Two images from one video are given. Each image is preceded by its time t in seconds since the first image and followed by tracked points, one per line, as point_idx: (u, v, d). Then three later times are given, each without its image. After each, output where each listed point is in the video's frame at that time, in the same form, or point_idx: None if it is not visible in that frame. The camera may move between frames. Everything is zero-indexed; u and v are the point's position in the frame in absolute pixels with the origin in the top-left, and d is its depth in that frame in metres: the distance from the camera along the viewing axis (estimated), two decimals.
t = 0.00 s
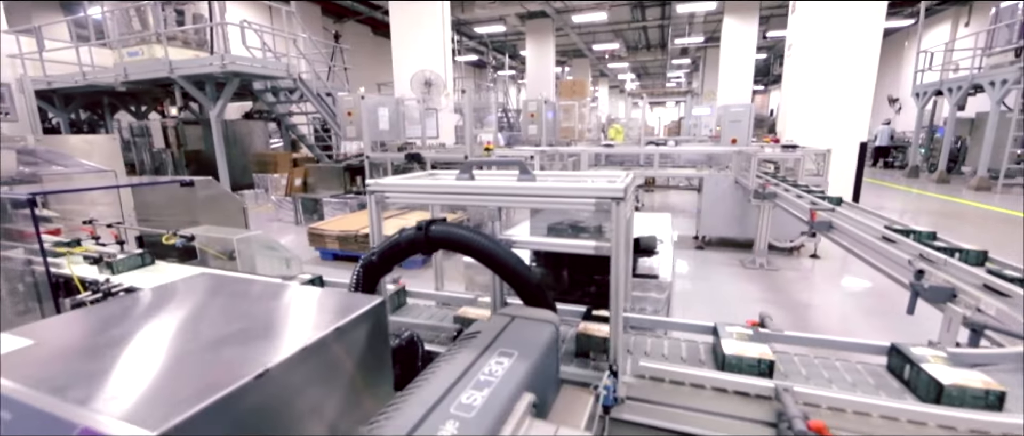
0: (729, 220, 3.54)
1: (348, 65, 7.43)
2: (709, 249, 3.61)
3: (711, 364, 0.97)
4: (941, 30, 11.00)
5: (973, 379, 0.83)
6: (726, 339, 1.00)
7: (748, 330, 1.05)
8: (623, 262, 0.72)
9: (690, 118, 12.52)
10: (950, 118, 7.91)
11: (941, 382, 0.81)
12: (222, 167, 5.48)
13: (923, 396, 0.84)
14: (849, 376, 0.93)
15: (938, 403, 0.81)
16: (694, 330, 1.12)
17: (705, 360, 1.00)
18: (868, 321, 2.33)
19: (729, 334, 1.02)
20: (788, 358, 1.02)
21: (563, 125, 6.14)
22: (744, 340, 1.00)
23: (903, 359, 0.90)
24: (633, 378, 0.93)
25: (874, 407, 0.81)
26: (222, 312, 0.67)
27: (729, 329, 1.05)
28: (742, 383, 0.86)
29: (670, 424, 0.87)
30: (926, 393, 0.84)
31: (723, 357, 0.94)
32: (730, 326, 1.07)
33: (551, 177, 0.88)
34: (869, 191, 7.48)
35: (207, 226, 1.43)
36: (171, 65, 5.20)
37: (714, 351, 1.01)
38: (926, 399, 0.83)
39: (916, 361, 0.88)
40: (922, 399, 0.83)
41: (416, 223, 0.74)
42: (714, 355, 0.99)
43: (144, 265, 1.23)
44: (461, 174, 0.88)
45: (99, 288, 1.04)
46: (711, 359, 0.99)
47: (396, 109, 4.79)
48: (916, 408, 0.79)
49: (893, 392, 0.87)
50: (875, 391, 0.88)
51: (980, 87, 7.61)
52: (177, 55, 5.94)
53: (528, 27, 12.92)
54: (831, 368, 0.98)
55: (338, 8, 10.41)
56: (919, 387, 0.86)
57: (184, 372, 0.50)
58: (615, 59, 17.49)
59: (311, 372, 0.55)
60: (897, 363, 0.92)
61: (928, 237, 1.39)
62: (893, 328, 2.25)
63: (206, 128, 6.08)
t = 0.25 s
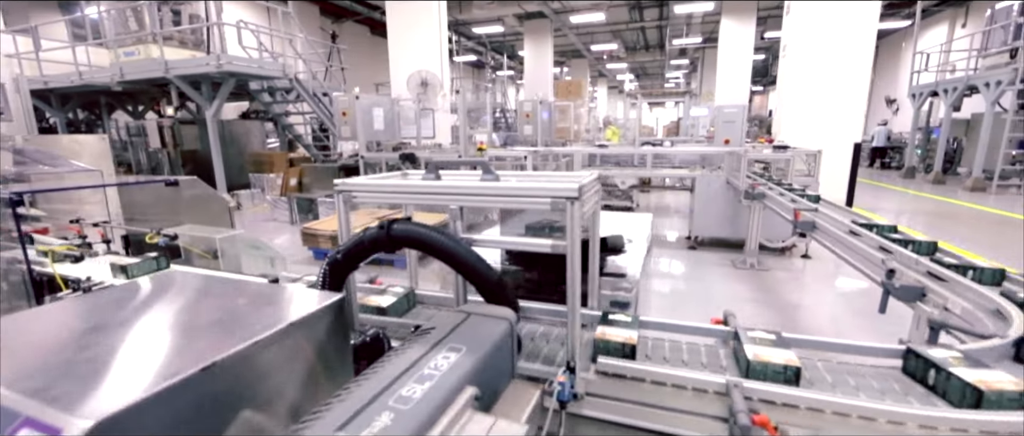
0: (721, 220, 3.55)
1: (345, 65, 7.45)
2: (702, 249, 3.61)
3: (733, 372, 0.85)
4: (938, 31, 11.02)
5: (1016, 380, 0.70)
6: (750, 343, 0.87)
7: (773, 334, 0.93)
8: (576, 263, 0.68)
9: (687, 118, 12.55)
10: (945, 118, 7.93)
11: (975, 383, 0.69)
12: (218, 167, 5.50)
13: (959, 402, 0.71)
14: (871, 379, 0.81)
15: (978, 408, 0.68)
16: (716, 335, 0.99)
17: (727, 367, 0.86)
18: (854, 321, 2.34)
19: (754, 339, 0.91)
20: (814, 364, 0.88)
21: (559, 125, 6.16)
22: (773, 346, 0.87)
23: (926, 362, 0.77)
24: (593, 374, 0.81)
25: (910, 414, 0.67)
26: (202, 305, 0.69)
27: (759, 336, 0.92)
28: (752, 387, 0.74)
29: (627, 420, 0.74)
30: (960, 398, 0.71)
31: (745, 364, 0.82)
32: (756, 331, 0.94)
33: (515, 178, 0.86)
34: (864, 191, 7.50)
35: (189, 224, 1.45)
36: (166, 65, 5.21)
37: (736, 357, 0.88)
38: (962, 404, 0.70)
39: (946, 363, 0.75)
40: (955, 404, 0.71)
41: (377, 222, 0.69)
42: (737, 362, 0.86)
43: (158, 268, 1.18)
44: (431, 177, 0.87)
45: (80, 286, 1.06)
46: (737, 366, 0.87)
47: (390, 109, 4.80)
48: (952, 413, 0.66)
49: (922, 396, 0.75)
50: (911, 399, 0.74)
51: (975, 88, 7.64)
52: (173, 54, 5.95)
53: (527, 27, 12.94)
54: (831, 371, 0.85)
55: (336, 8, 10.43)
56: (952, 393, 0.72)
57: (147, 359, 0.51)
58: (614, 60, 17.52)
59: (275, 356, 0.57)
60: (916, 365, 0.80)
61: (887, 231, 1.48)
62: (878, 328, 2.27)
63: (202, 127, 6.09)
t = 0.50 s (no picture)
0: (713, 220, 3.56)
1: (342, 66, 7.48)
2: (694, 249, 3.63)
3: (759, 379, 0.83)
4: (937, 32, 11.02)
5: None
6: (777, 348, 0.85)
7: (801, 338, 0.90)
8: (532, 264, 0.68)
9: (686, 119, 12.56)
10: (941, 119, 7.96)
11: (998, 377, 0.71)
12: (214, 166, 5.52)
13: (983, 396, 0.72)
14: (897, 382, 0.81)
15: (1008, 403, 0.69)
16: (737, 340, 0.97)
17: (752, 372, 0.85)
18: (839, 320, 2.36)
19: (780, 343, 0.87)
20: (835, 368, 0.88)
21: (555, 126, 6.18)
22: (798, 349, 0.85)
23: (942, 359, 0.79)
24: (554, 370, 0.83)
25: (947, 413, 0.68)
26: (187, 298, 0.74)
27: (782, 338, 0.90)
28: (778, 394, 0.73)
29: (591, 415, 0.73)
30: (986, 392, 0.72)
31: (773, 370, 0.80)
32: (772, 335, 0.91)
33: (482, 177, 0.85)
34: (860, 192, 7.52)
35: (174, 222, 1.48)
36: (163, 65, 5.23)
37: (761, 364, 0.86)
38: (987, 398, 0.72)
39: (962, 358, 0.77)
40: (977, 399, 0.73)
41: (342, 221, 0.68)
42: (763, 369, 0.84)
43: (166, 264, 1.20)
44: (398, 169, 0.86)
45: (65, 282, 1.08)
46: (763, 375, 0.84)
47: (386, 109, 4.81)
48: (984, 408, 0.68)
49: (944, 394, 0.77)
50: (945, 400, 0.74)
51: (971, 89, 7.66)
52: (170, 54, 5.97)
53: (525, 28, 12.96)
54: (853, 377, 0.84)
55: (334, 8, 10.45)
56: (973, 387, 0.74)
57: (128, 346, 0.57)
58: (612, 60, 17.53)
59: (242, 345, 0.62)
60: (928, 360, 0.82)
61: (853, 224, 1.60)
62: (862, 326, 2.29)
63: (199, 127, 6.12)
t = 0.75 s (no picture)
0: (704, 220, 3.58)
1: (339, 66, 7.50)
2: (686, 249, 3.64)
3: (786, 388, 0.78)
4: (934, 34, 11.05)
5: (1012, 351, 0.77)
6: (794, 351, 0.81)
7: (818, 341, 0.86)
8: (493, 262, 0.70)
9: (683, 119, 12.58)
10: (937, 120, 7.98)
11: (997, 363, 0.72)
12: (210, 165, 5.54)
13: (982, 380, 0.73)
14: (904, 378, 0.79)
15: (1012, 388, 0.70)
16: (745, 344, 0.94)
17: (775, 378, 0.81)
18: (824, 320, 2.38)
19: (803, 348, 0.82)
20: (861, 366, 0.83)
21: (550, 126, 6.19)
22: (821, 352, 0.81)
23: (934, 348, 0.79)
24: (513, 365, 0.84)
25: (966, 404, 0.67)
26: (161, 292, 0.75)
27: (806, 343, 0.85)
28: (807, 401, 0.69)
29: (550, 410, 0.80)
30: (982, 376, 0.73)
31: (800, 377, 0.76)
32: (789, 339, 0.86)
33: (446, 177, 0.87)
34: (855, 192, 7.55)
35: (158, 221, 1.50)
36: (159, 65, 5.25)
37: (783, 371, 0.82)
38: (986, 384, 0.72)
39: (956, 346, 0.78)
40: (978, 386, 0.73)
41: (305, 221, 0.68)
42: (788, 375, 0.79)
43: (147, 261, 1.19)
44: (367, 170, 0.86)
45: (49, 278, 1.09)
46: (790, 383, 0.79)
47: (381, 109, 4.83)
48: (998, 394, 0.67)
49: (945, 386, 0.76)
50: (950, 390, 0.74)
51: (966, 90, 7.68)
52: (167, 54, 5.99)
53: (523, 28, 12.99)
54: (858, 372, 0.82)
55: (331, 8, 10.47)
56: (970, 372, 0.75)
57: (97, 337, 0.57)
58: (611, 60, 17.56)
59: (211, 336, 0.63)
60: (923, 350, 0.81)
61: (823, 219, 1.66)
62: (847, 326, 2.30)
63: (195, 127, 6.14)
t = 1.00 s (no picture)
0: (695, 221, 3.60)
1: (334, 66, 7.50)
2: (676, 250, 3.67)
3: (806, 392, 0.70)
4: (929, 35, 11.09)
5: (971, 330, 0.77)
6: (810, 351, 0.73)
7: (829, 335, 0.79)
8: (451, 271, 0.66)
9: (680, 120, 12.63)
10: (930, 121, 8.02)
11: (965, 343, 0.72)
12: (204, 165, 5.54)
13: (949, 359, 0.73)
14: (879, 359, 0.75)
15: (977, 366, 0.70)
16: (750, 347, 0.83)
17: (792, 381, 0.73)
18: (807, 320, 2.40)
19: (817, 348, 0.74)
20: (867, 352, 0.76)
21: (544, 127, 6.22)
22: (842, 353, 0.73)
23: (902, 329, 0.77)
24: (476, 362, 0.77)
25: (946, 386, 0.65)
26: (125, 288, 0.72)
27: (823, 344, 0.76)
28: (832, 402, 0.62)
29: (506, 404, 0.74)
30: (946, 353, 0.73)
31: (821, 378, 0.68)
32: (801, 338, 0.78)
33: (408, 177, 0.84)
34: (848, 193, 7.60)
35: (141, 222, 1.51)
36: (152, 65, 5.26)
37: (799, 375, 0.73)
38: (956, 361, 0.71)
39: (926, 329, 0.77)
40: (948, 364, 0.72)
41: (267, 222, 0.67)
42: (810, 382, 0.70)
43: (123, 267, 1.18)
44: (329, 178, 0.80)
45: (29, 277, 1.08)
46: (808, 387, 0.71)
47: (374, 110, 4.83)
48: (973, 372, 0.66)
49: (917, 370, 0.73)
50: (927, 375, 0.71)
51: (958, 91, 7.73)
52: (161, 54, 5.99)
53: (520, 29, 13.02)
54: (853, 355, 0.76)
55: (328, 8, 10.49)
56: (932, 350, 0.75)
57: (60, 329, 0.54)
58: (608, 61, 17.60)
59: (182, 329, 0.61)
60: (898, 335, 0.78)
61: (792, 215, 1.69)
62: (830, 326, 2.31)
63: (189, 127, 6.14)
